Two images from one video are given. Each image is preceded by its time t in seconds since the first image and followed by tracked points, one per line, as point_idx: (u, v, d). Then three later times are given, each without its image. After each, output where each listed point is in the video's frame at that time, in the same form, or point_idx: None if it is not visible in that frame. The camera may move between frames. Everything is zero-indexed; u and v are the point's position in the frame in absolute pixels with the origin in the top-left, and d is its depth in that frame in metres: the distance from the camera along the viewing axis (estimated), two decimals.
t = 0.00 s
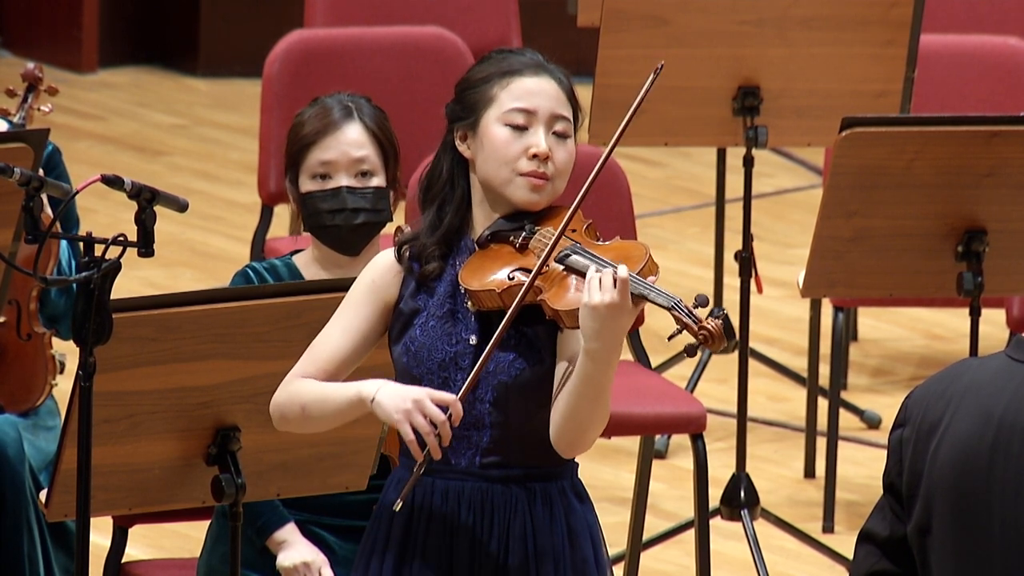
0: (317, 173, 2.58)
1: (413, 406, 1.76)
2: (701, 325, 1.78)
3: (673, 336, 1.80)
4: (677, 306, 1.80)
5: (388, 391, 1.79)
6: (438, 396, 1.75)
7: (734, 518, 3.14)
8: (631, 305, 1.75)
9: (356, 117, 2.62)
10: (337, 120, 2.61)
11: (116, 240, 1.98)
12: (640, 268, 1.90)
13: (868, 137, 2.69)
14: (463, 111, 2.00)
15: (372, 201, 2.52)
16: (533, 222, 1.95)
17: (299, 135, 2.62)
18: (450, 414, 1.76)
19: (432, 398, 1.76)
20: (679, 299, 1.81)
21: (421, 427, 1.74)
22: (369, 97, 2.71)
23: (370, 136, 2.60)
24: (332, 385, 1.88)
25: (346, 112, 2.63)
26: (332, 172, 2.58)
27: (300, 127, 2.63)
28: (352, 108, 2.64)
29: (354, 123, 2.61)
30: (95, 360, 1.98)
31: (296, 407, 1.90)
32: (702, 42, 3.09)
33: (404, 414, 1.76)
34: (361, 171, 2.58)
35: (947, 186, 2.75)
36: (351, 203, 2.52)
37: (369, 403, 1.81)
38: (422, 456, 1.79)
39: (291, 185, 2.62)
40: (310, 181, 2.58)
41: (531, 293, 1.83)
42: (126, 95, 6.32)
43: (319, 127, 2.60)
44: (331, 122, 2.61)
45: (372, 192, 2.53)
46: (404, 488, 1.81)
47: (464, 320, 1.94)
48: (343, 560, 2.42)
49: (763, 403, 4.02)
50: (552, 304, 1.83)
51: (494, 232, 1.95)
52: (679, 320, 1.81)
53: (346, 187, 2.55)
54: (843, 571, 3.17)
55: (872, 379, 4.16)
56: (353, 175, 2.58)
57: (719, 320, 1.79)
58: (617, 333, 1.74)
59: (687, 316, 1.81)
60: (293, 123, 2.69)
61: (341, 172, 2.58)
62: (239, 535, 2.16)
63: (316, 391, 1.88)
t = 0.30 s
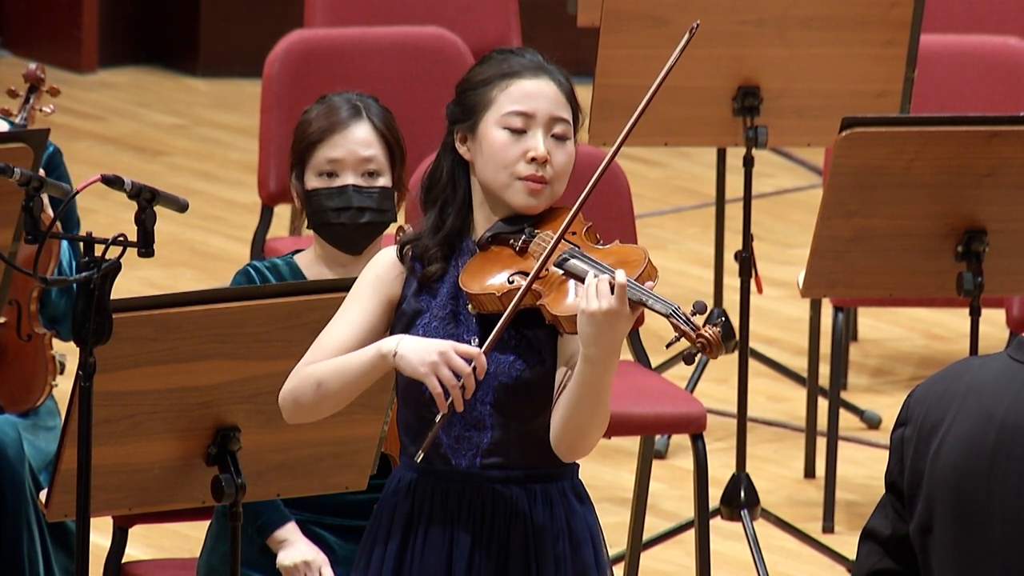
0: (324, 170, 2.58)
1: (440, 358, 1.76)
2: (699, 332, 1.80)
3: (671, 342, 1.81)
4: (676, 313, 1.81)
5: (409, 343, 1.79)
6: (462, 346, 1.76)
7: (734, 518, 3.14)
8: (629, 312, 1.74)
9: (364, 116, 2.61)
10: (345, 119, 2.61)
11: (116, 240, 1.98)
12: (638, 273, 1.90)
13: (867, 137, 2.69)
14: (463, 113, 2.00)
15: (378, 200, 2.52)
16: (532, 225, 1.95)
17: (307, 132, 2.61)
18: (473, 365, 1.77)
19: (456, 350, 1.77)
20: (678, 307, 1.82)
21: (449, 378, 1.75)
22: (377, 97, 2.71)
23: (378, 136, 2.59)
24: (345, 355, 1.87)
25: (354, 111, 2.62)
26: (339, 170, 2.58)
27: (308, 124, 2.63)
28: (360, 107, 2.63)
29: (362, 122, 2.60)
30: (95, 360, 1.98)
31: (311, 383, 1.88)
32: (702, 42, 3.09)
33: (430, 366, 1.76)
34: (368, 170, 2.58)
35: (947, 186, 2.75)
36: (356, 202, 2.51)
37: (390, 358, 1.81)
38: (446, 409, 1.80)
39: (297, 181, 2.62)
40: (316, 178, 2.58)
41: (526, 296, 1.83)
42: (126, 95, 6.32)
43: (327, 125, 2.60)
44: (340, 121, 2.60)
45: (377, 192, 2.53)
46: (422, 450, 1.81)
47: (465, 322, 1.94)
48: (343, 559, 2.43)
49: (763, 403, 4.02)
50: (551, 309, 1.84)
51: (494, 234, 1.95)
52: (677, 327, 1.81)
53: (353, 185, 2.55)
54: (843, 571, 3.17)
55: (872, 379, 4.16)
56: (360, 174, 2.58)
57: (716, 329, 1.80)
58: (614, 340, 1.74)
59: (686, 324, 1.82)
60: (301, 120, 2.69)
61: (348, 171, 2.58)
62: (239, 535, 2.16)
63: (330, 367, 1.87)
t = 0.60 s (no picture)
0: (330, 168, 2.58)
1: (461, 327, 1.76)
2: (694, 341, 1.78)
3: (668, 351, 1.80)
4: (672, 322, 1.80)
5: (429, 315, 1.79)
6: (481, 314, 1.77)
7: (734, 518, 3.14)
8: (624, 320, 1.74)
9: (372, 116, 2.61)
10: (352, 118, 2.60)
11: (116, 240, 1.97)
12: (635, 279, 1.89)
13: (867, 137, 2.69)
14: (462, 116, 2.00)
15: (382, 201, 2.52)
16: (531, 228, 1.95)
17: (313, 130, 2.61)
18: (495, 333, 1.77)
19: (477, 318, 1.77)
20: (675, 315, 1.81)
21: (471, 346, 1.75)
22: (383, 97, 2.70)
23: (385, 136, 2.59)
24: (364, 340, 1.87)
25: (362, 110, 2.62)
26: (344, 168, 2.58)
27: (314, 122, 2.63)
28: (368, 107, 2.63)
29: (370, 122, 2.60)
30: (95, 360, 1.98)
31: (332, 373, 1.88)
32: (702, 42, 3.09)
33: (453, 335, 1.76)
34: (373, 170, 2.58)
35: (947, 186, 2.75)
36: (361, 202, 2.52)
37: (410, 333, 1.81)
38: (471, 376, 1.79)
39: (302, 178, 2.62)
40: (322, 176, 2.58)
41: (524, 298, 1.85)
42: (126, 95, 6.32)
43: (333, 124, 2.59)
44: (346, 120, 2.60)
45: (383, 192, 2.54)
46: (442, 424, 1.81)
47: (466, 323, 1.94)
48: (343, 559, 2.43)
49: (763, 403, 4.02)
50: (550, 315, 1.84)
51: (494, 236, 1.95)
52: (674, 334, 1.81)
53: (358, 184, 2.55)
54: (843, 571, 3.17)
55: (872, 379, 4.16)
56: (365, 174, 2.58)
57: (711, 338, 1.79)
58: (607, 345, 1.74)
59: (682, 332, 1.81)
60: (307, 117, 2.68)
61: (354, 169, 2.58)
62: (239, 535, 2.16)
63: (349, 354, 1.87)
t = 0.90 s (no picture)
0: (333, 167, 2.58)
1: (467, 330, 1.77)
2: (698, 341, 1.80)
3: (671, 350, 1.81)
4: (675, 321, 1.81)
5: (434, 320, 1.80)
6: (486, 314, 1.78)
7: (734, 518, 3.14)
8: (620, 320, 1.74)
9: (376, 116, 2.61)
10: (356, 118, 2.60)
11: (116, 240, 1.97)
12: (638, 280, 1.90)
13: (868, 137, 2.69)
14: (462, 116, 2.00)
15: (386, 201, 2.52)
16: (532, 227, 1.95)
17: (316, 130, 2.61)
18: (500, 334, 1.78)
19: (483, 320, 1.78)
20: (678, 314, 1.83)
21: (479, 348, 1.76)
22: (388, 98, 2.70)
23: (388, 137, 2.59)
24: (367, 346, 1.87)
25: (366, 110, 2.62)
26: (348, 168, 2.58)
27: (317, 122, 2.63)
28: (372, 107, 2.63)
29: (374, 122, 2.60)
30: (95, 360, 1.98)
31: (334, 379, 1.88)
32: (702, 42, 3.09)
33: (459, 339, 1.77)
34: (377, 170, 2.57)
35: (947, 186, 2.75)
36: (364, 201, 2.51)
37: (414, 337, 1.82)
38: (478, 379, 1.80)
39: (305, 177, 2.62)
40: (325, 175, 2.58)
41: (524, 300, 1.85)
42: (126, 95, 6.32)
43: (337, 124, 2.59)
44: (350, 120, 2.60)
45: (386, 192, 2.53)
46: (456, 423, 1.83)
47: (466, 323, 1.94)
48: (343, 559, 2.43)
49: (763, 402, 4.02)
50: (550, 314, 1.84)
51: (495, 235, 1.95)
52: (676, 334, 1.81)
53: (361, 184, 2.55)
54: (843, 571, 3.17)
55: (872, 379, 4.16)
56: (369, 174, 2.57)
57: (715, 338, 1.80)
58: (601, 345, 1.74)
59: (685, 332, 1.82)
60: (311, 117, 2.68)
61: (357, 169, 2.57)
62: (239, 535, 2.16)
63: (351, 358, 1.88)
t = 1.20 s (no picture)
0: (335, 167, 2.58)
1: (456, 361, 1.76)
2: (715, 330, 1.80)
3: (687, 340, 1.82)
4: (688, 310, 1.83)
5: (424, 350, 1.79)
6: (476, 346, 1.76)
7: (735, 518, 3.14)
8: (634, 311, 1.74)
9: (378, 116, 2.61)
10: (358, 117, 2.61)
11: (116, 240, 1.97)
12: (648, 271, 1.91)
13: (868, 137, 2.69)
14: (463, 112, 2.00)
15: (387, 201, 2.52)
16: (536, 222, 1.95)
17: (318, 130, 2.61)
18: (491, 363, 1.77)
19: (473, 351, 1.76)
20: (690, 304, 1.84)
21: (468, 380, 1.75)
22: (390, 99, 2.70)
23: (390, 136, 2.59)
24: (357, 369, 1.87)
25: (368, 110, 2.62)
26: (350, 167, 2.57)
27: (319, 122, 2.63)
28: (374, 107, 2.63)
29: (376, 122, 2.60)
30: (95, 360, 1.98)
31: (325, 398, 1.88)
32: (701, 42, 3.09)
33: (448, 370, 1.76)
34: (379, 170, 2.57)
35: (947, 186, 2.75)
36: (366, 201, 2.51)
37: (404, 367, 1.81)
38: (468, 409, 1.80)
39: (307, 176, 2.62)
40: (327, 175, 2.58)
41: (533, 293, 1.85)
42: (127, 95, 6.32)
43: (338, 124, 2.59)
44: (352, 120, 2.60)
45: (387, 192, 2.53)
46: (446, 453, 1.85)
47: (467, 321, 1.94)
48: (344, 559, 2.43)
49: (764, 402, 4.02)
50: (559, 306, 1.84)
51: (496, 232, 1.95)
52: (692, 322, 1.82)
53: (363, 184, 2.55)
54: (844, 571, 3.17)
55: (872, 380, 4.16)
56: (371, 173, 2.57)
57: (732, 326, 1.81)
58: (617, 335, 1.74)
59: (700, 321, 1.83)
60: (313, 118, 2.68)
61: (359, 168, 2.57)
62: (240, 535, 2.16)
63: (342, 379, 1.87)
